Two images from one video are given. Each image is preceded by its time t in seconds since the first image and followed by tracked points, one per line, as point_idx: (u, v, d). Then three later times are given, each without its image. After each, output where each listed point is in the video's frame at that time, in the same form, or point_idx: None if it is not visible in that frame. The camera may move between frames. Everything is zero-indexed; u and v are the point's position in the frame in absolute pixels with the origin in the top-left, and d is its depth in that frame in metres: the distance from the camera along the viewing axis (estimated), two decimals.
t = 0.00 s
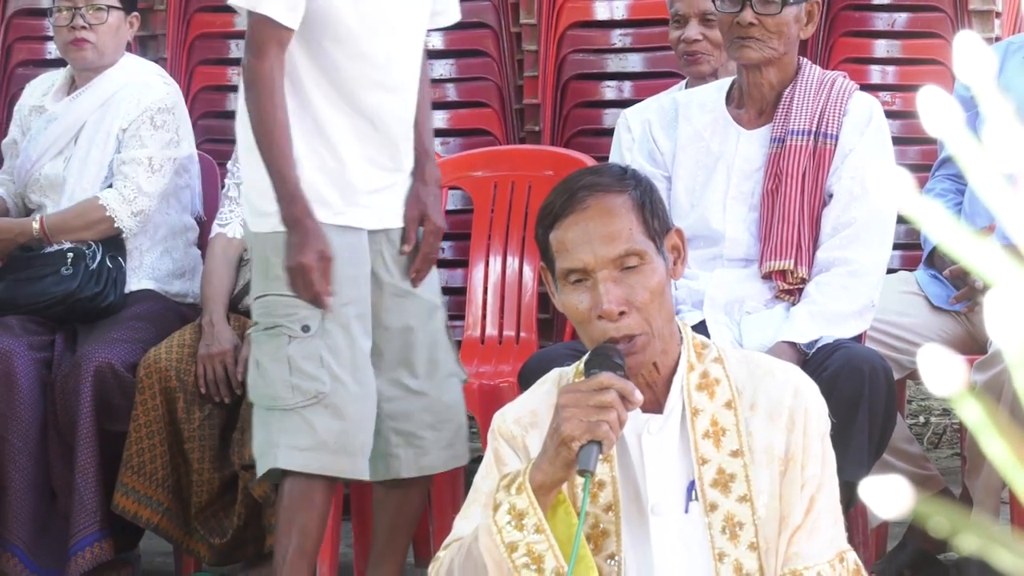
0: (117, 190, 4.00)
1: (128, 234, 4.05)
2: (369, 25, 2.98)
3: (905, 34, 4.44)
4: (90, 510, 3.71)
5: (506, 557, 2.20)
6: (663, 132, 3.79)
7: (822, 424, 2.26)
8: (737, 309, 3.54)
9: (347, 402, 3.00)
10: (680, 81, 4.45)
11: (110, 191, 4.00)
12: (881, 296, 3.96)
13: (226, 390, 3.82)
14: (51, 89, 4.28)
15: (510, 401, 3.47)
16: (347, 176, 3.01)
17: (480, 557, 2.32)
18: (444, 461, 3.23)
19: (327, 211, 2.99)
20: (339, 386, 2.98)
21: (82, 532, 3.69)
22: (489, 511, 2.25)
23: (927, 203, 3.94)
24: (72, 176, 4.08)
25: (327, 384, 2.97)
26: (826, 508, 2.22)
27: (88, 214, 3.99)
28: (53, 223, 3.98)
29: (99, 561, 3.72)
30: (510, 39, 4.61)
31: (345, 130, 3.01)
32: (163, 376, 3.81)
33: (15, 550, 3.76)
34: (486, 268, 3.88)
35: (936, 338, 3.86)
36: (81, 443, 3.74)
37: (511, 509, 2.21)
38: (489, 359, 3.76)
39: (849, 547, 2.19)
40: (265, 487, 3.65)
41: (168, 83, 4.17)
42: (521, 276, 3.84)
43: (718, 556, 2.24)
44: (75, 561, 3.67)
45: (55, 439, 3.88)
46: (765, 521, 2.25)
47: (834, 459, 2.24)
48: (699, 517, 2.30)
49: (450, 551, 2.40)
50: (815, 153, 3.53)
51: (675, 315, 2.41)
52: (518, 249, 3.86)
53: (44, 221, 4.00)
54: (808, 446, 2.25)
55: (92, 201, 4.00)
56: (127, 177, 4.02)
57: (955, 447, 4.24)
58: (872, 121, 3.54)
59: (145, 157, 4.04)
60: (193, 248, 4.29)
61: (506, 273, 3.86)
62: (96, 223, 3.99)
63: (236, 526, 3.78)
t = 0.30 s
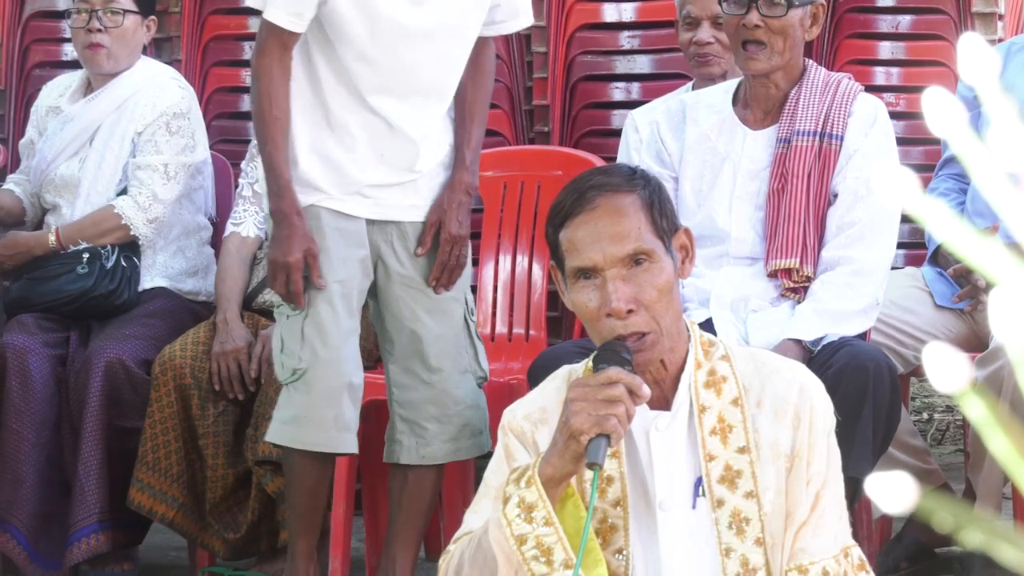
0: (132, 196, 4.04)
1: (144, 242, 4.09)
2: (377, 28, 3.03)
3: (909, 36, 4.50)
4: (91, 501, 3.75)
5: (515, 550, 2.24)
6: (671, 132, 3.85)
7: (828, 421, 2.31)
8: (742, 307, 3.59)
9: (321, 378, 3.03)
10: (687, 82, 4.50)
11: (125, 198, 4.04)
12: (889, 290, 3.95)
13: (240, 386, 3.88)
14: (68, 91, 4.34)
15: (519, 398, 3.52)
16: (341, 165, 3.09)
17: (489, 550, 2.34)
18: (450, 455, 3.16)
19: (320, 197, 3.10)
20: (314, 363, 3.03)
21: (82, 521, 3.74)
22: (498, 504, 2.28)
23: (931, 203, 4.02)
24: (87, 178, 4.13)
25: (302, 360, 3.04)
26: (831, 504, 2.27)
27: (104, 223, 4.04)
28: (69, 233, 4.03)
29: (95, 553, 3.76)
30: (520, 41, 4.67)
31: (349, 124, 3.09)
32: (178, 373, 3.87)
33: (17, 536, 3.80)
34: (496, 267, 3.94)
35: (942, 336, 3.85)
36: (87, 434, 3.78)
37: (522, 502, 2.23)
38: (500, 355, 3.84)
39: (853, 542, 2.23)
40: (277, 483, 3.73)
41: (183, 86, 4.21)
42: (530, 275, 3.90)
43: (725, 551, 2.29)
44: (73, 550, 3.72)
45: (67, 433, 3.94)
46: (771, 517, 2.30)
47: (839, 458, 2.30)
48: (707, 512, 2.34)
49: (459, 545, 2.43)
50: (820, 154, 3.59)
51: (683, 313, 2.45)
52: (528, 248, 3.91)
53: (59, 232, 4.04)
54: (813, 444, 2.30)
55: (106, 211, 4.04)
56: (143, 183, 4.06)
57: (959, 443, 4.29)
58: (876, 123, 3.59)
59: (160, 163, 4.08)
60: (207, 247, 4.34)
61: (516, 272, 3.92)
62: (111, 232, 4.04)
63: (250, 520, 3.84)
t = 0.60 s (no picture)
0: (153, 202, 4.10)
1: (162, 245, 4.16)
2: (358, 45, 3.10)
3: (914, 40, 4.56)
4: (119, 501, 3.86)
5: (526, 545, 2.26)
6: (678, 135, 3.94)
7: (834, 419, 2.34)
8: (749, 307, 3.65)
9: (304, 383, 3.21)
10: (694, 85, 4.54)
11: (147, 203, 4.10)
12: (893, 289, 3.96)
13: (255, 385, 3.90)
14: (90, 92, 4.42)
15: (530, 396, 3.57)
16: (334, 176, 3.18)
17: (500, 545, 2.37)
18: (459, 452, 3.19)
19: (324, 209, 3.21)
20: (304, 368, 3.20)
21: (111, 519, 3.84)
22: (509, 500, 2.31)
23: (933, 202, 4.04)
24: (108, 180, 4.20)
25: (288, 364, 3.23)
26: (837, 501, 2.29)
27: (125, 226, 4.09)
28: (90, 236, 4.09)
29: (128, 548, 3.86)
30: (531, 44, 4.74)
31: (345, 136, 3.16)
32: (194, 371, 3.92)
33: (41, 536, 3.88)
34: (508, 267, 3.99)
35: (944, 334, 3.88)
36: (112, 435, 3.89)
37: (532, 497, 2.26)
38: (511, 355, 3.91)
39: (858, 538, 2.25)
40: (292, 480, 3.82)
41: (204, 91, 4.28)
42: (540, 275, 3.96)
43: (732, 547, 2.33)
44: (105, 547, 3.82)
45: (89, 431, 4.03)
46: (778, 514, 2.33)
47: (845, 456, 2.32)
48: (714, 508, 2.39)
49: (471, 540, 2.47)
50: (826, 156, 3.65)
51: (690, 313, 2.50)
52: (538, 249, 3.97)
53: (82, 234, 4.10)
54: (819, 441, 2.32)
55: (127, 213, 4.10)
56: (164, 189, 4.12)
57: (963, 440, 4.34)
58: (880, 125, 3.66)
59: (181, 168, 4.14)
60: (223, 249, 4.41)
61: (527, 272, 3.98)
62: (133, 236, 4.09)
63: (265, 516, 3.92)
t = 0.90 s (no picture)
0: (170, 205, 4.18)
1: (179, 246, 4.23)
2: (333, 75, 3.27)
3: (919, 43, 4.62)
4: (134, 495, 3.93)
5: (536, 540, 2.18)
6: (686, 137, 4.01)
7: (841, 416, 2.25)
8: (757, 306, 3.73)
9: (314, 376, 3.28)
10: (703, 88, 4.62)
11: (164, 206, 4.18)
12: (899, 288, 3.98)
13: (271, 383, 3.95)
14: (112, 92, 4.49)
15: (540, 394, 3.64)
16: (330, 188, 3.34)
17: (512, 541, 2.35)
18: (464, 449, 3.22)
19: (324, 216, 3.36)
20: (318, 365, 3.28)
21: (126, 515, 3.91)
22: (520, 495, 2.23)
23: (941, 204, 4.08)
24: (125, 182, 4.28)
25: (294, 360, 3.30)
26: (845, 497, 2.21)
27: (143, 228, 4.17)
28: (109, 237, 4.17)
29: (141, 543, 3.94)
30: (542, 48, 4.80)
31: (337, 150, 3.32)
32: (211, 369, 4.00)
33: (59, 531, 3.96)
34: (519, 266, 4.06)
35: (949, 333, 3.90)
36: (127, 433, 3.96)
37: (542, 492, 2.18)
38: (522, 353, 3.98)
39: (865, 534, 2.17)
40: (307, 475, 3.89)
41: (223, 95, 4.34)
42: (551, 274, 4.02)
43: (739, 542, 2.24)
44: (119, 542, 3.90)
45: (107, 427, 4.09)
46: (785, 510, 2.24)
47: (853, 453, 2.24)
48: (722, 504, 2.31)
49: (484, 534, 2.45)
50: (831, 157, 3.73)
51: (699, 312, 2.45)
52: (549, 249, 4.04)
53: (99, 236, 4.18)
54: (826, 437, 2.24)
55: (144, 215, 4.18)
56: (181, 191, 4.18)
57: (966, 437, 4.40)
58: (885, 125, 3.73)
59: (198, 171, 4.20)
60: (240, 249, 4.48)
61: (538, 272, 4.04)
62: (150, 238, 4.18)
63: (280, 511, 3.99)
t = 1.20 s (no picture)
0: (187, 202, 4.32)
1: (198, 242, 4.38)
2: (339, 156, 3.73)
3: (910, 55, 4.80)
4: (161, 486, 4.14)
5: (543, 530, 2.30)
6: (687, 145, 4.18)
7: (834, 413, 2.36)
8: (754, 307, 3.91)
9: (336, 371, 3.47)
10: (703, 98, 4.81)
11: (181, 204, 4.32)
12: (890, 290, 4.16)
13: (291, 379, 4.14)
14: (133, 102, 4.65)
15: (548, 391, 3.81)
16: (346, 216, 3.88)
17: (519, 530, 2.37)
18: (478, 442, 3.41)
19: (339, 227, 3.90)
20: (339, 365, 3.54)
21: (155, 505, 4.12)
22: (527, 488, 2.34)
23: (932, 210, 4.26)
24: (145, 183, 4.43)
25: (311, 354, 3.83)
26: (837, 489, 2.32)
27: (162, 228, 4.33)
28: (131, 238, 4.33)
29: (171, 532, 4.14)
30: (548, 59, 4.98)
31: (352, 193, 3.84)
32: (231, 367, 4.18)
33: (88, 519, 4.20)
34: (527, 268, 4.26)
35: (938, 333, 4.07)
36: (154, 426, 4.17)
37: (548, 485, 2.30)
38: (529, 352, 4.15)
39: (857, 524, 2.29)
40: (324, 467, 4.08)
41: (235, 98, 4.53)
42: (557, 277, 4.21)
43: (737, 532, 2.35)
44: (150, 531, 4.11)
45: (133, 420, 4.28)
46: (780, 501, 2.35)
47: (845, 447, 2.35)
48: (720, 496, 2.41)
49: (492, 525, 2.50)
50: (825, 164, 3.91)
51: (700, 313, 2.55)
52: (555, 252, 4.22)
53: (123, 237, 4.34)
54: (820, 432, 2.35)
55: (164, 215, 4.33)
56: (196, 189, 4.34)
57: (954, 432, 4.60)
58: (876, 136, 3.92)
59: (212, 170, 4.36)
60: (257, 251, 4.64)
61: (545, 274, 4.23)
62: (169, 235, 4.33)
63: (298, 503, 4.17)
